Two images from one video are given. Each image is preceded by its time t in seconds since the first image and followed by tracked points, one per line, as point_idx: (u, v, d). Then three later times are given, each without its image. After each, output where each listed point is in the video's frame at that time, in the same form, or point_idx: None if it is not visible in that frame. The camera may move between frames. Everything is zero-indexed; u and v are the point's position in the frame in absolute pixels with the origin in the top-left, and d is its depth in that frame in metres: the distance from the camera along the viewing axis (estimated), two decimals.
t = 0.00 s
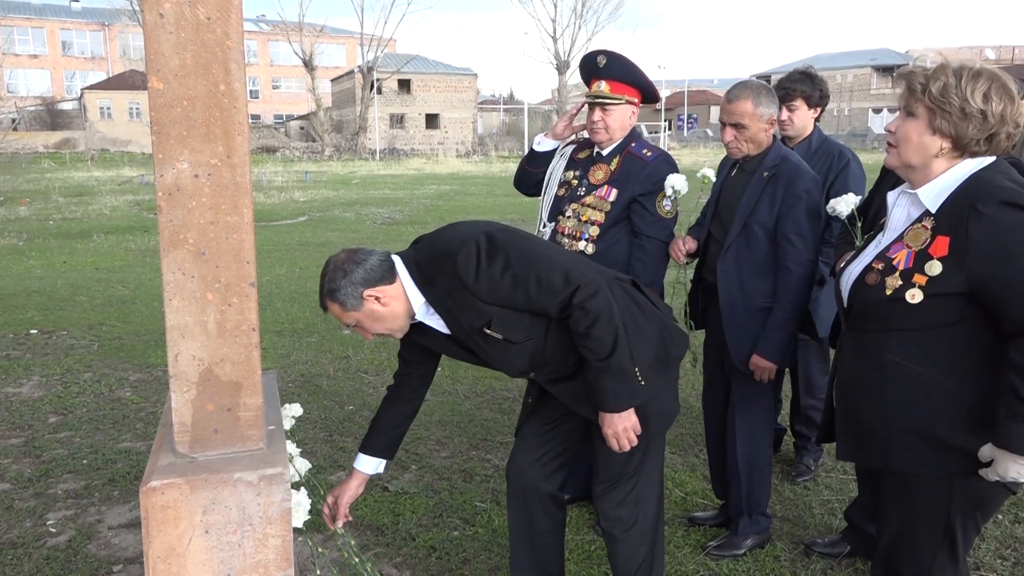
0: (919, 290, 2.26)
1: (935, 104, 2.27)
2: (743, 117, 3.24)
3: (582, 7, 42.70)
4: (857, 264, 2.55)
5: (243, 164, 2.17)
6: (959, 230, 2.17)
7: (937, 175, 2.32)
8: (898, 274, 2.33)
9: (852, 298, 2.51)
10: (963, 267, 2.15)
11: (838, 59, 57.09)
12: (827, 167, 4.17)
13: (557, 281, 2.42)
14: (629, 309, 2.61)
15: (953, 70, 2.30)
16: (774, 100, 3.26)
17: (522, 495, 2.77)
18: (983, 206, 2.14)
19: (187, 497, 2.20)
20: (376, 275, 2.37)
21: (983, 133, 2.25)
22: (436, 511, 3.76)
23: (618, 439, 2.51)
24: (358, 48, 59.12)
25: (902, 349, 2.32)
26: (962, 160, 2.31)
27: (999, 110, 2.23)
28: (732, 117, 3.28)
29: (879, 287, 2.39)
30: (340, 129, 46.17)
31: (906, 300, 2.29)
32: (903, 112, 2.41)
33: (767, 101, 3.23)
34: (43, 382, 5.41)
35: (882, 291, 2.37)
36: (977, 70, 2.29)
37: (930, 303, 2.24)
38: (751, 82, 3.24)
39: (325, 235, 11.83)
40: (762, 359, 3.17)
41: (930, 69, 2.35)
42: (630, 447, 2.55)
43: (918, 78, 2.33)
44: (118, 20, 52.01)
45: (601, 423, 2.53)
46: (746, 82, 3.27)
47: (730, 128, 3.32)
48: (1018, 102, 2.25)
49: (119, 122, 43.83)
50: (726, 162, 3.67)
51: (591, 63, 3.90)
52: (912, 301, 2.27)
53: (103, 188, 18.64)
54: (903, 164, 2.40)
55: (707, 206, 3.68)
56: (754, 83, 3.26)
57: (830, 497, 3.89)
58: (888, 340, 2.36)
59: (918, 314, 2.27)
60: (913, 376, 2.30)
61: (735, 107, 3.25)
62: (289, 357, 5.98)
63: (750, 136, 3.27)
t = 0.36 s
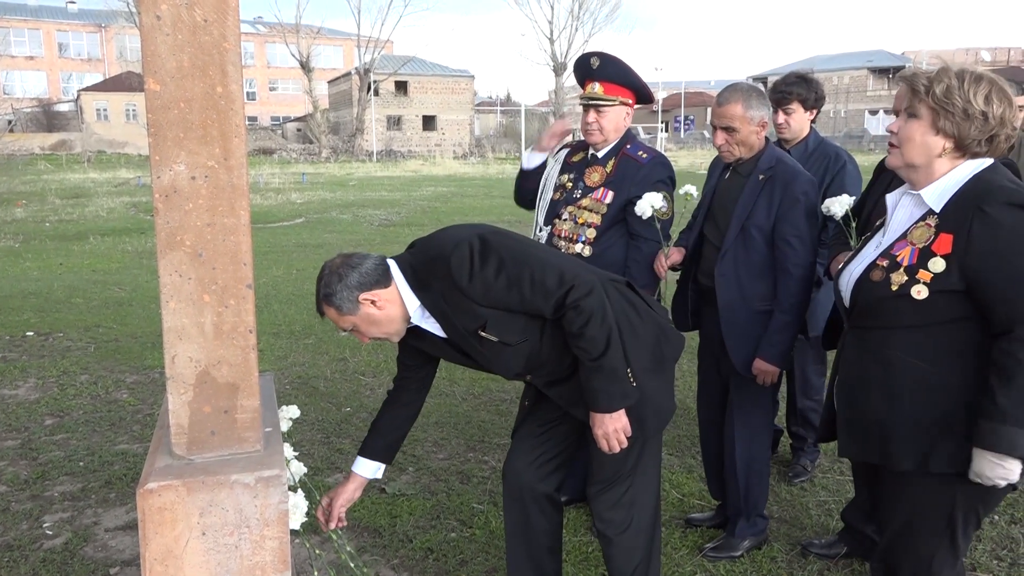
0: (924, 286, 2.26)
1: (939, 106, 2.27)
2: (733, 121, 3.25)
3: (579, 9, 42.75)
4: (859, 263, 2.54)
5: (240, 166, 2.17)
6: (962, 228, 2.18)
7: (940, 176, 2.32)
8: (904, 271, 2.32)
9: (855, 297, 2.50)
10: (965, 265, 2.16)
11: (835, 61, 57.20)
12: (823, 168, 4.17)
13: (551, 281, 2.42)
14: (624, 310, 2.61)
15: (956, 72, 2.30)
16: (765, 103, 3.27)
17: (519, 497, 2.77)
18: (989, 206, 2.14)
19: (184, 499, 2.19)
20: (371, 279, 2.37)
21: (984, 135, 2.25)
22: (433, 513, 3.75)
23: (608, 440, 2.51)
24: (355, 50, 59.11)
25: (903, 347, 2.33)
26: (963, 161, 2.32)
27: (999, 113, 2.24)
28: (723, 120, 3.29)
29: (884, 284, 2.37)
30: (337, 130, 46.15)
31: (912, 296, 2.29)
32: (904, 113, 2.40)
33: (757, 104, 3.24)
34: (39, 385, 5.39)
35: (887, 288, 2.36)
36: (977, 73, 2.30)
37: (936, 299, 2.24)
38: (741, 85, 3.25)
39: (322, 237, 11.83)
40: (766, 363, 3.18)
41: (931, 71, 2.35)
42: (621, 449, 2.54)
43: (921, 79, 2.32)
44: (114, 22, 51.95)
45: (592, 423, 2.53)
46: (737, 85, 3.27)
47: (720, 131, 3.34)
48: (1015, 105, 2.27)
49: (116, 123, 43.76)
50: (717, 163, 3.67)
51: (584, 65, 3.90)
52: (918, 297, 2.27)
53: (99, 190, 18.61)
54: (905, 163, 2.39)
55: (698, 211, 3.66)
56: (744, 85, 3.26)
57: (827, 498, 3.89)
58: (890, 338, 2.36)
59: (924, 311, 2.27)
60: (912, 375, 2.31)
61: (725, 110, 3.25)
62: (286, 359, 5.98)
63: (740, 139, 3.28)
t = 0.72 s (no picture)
0: (939, 287, 2.24)
1: (932, 111, 2.27)
2: (725, 124, 3.24)
3: (576, 11, 42.78)
4: (869, 269, 2.53)
5: (239, 169, 2.17)
6: (972, 226, 2.18)
7: (943, 179, 2.33)
8: (916, 272, 2.31)
9: (867, 302, 2.49)
10: (969, 263, 2.17)
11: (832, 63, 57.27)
12: (820, 170, 4.18)
13: (555, 283, 2.42)
14: (625, 312, 2.62)
15: (945, 76, 2.30)
16: (756, 105, 3.25)
17: (518, 499, 2.76)
18: (1001, 207, 2.14)
19: (183, 502, 2.19)
20: (375, 277, 2.37)
21: (982, 134, 2.26)
22: (432, 515, 3.75)
23: (608, 441, 2.51)
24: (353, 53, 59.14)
25: (911, 348, 2.33)
26: (964, 162, 2.32)
27: (995, 110, 2.24)
28: (713, 124, 3.29)
29: (897, 287, 2.36)
30: (335, 133, 46.16)
31: (928, 298, 2.27)
32: (898, 121, 2.40)
33: (749, 105, 3.23)
34: (38, 388, 5.39)
35: (901, 290, 2.34)
36: (968, 73, 2.30)
37: (952, 300, 2.23)
38: (731, 87, 3.25)
39: (321, 240, 11.83)
40: (761, 366, 3.18)
41: (921, 76, 2.35)
42: (621, 449, 2.54)
43: (911, 87, 2.32)
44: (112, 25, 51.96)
45: (593, 424, 2.53)
46: (727, 88, 3.28)
47: (713, 135, 3.32)
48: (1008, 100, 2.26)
49: (114, 127, 43.75)
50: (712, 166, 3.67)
51: (578, 69, 3.88)
52: (934, 299, 2.25)
53: (98, 194, 18.60)
54: (906, 170, 2.39)
55: (692, 215, 3.67)
56: (735, 88, 3.26)
57: (826, 500, 3.90)
58: (900, 339, 2.36)
59: (937, 313, 2.26)
60: (916, 375, 2.32)
61: (717, 114, 3.25)
62: (285, 362, 5.98)
63: (732, 143, 3.28)
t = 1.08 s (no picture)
0: (951, 296, 2.20)
1: (949, 118, 2.19)
2: (719, 123, 3.24)
3: (575, 10, 42.83)
4: (879, 272, 2.48)
5: (237, 170, 2.17)
6: (988, 235, 2.12)
7: (970, 181, 2.25)
8: (927, 279, 2.27)
9: (875, 304, 2.44)
10: (982, 272, 2.12)
11: (831, 62, 57.30)
12: (818, 170, 4.18)
13: (555, 282, 2.43)
14: (624, 311, 2.63)
15: (953, 79, 2.21)
16: (752, 104, 3.25)
17: (517, 499, 2.77)
18: (1020, 215, 2.07)
19: (183, 503, 2.19)
20: (374, 278, 2.37)
21: (1005, 131, 2.19)
22: (432, 516, 3.75)
23: (611, 437, 2.51)
24: (352, 54, 59.17)
25: (920, 354, 2.31)
26: (989, 162, 2.25)
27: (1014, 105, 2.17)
28: (709, 123, 3.29)
29: (907, 293, 2.32)
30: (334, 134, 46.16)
31: (938, 306, 2.23)
32: (911, 130, 2.32)
33: (744, 104, 3.22)
34: (37, 390, 5.39)
35: (912, 296, 2.30)
36: (977, 70, 2.22)
37: (964, 309, 2.19)
38: (726, 87, 3.25)
39: (321, 241, 11.83)
40: (759, 365, 3.19)
41: (928, 81, 2.27)
42: (622, 446, 2.54)
43: (920, 96, 2.24)
44: (111, 27, 51.95)
45: (594, 422, 2.53)
46: (723, 87, 3.28)
47: (708, 133, 3.33)
48: None
49: (113, 129, 43.73)
50: (709, 168, 3.67)
51: (563, 78, 3.90)
52: (945, 308, 2.22)
53: (97, 196, 18.59)
54: (930, 179, 2.31)
55: (689, 215, 3.68)
56: (731, 87, 3.26)
57: (826, 498, 3.90)
58: (910, 346, 2.34)
59: (949, 321, 2.23)
60: (925, 384, 2.31)
61: (711, 112, 3.25)
62: (285, 364, 5.98)
63: (728, 142, 3.28)
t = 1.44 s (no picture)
0: (981, 311, 2.10)
1: (970, 125, 2.08)
2: (715, 122, 3.25)
3: (572, 11, 42.87)
4: (900, 284, 2.37)
5: (234, 172, 2.17)
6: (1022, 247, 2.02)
7: (995, 187, 2.15)
8: (955, 293, 2.16)
9: (899, 317, 2.33)
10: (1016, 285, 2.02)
11: (828, 61, 57.37)
12: (814, 168, 4.17)
13: (551, 280, 2.43)
14: (619, 309, 2.63)
15: (969, 81, 2.09)
16: (747, 103, 3.26)
17: (516, 499, 2.77)
18: None
19: (181, 506, 2.19)
20: (368, 277, 2.37)
21: None
22: (431, 516, 3.76)
23: (605, 437, 2.51)
24: (348, 55, 59.20)
25: (949, 370, 2.20)
26: (1013, 162, 2.15)
27: None
28: (705, 122, 3.29)
29: (933, 307, 2.21)
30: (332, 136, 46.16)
31: (967, 322, 2.13)
32: (928, 138, 2.20)
33: (740, 104, 3.22)
34: (35, 394, 5.39)
35: (937, 311, 2.19)
36: (991, 68, 2.10)
37: (996, 324, 2.09)
38: (723, 86, 3.27)
39: (318, 242, 11.86)
40: (756, 364, 3.20)
41: (942, 85, 2.14)
42: (618, 446, 2.54)
43: (935, 103, 2.11)
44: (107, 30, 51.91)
45: (591, 421, 2.53)
46: (718, 87, 3.28)
47: (704, 133, 3.33)
48: None
49: (110, 131, 43.70)
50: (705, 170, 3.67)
51: (564, 82, 3.88)
52: (975, 323, 2.11)
53: (93, 198, 18.59)
54: (952, 186, 2.21)
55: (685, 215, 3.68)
56: (727, 87, 3.27)
57: (825, 497, 3.90)
58: (937, 362, 2.22)
59: (979, 336, 2.12)
60: (953, 400, 2.20)
61: (707, 111, 3.26)
62: (283, 365, 5.98)
63: (724, 140, 3.28)
